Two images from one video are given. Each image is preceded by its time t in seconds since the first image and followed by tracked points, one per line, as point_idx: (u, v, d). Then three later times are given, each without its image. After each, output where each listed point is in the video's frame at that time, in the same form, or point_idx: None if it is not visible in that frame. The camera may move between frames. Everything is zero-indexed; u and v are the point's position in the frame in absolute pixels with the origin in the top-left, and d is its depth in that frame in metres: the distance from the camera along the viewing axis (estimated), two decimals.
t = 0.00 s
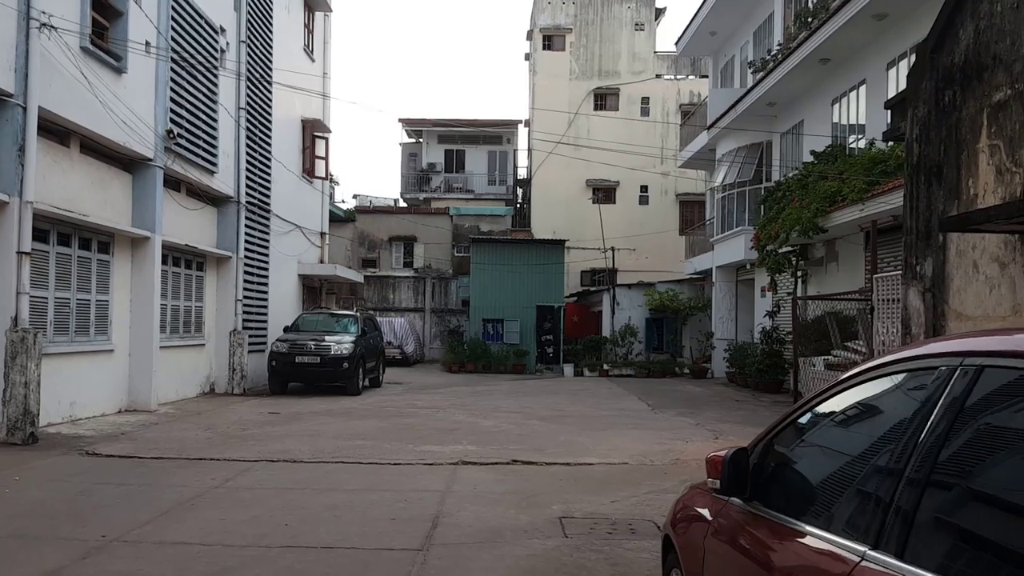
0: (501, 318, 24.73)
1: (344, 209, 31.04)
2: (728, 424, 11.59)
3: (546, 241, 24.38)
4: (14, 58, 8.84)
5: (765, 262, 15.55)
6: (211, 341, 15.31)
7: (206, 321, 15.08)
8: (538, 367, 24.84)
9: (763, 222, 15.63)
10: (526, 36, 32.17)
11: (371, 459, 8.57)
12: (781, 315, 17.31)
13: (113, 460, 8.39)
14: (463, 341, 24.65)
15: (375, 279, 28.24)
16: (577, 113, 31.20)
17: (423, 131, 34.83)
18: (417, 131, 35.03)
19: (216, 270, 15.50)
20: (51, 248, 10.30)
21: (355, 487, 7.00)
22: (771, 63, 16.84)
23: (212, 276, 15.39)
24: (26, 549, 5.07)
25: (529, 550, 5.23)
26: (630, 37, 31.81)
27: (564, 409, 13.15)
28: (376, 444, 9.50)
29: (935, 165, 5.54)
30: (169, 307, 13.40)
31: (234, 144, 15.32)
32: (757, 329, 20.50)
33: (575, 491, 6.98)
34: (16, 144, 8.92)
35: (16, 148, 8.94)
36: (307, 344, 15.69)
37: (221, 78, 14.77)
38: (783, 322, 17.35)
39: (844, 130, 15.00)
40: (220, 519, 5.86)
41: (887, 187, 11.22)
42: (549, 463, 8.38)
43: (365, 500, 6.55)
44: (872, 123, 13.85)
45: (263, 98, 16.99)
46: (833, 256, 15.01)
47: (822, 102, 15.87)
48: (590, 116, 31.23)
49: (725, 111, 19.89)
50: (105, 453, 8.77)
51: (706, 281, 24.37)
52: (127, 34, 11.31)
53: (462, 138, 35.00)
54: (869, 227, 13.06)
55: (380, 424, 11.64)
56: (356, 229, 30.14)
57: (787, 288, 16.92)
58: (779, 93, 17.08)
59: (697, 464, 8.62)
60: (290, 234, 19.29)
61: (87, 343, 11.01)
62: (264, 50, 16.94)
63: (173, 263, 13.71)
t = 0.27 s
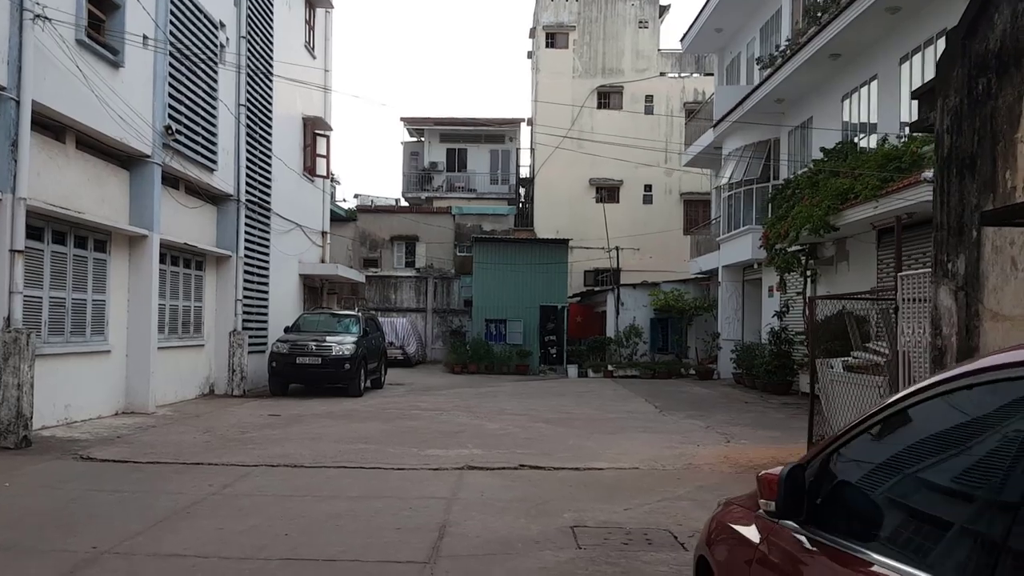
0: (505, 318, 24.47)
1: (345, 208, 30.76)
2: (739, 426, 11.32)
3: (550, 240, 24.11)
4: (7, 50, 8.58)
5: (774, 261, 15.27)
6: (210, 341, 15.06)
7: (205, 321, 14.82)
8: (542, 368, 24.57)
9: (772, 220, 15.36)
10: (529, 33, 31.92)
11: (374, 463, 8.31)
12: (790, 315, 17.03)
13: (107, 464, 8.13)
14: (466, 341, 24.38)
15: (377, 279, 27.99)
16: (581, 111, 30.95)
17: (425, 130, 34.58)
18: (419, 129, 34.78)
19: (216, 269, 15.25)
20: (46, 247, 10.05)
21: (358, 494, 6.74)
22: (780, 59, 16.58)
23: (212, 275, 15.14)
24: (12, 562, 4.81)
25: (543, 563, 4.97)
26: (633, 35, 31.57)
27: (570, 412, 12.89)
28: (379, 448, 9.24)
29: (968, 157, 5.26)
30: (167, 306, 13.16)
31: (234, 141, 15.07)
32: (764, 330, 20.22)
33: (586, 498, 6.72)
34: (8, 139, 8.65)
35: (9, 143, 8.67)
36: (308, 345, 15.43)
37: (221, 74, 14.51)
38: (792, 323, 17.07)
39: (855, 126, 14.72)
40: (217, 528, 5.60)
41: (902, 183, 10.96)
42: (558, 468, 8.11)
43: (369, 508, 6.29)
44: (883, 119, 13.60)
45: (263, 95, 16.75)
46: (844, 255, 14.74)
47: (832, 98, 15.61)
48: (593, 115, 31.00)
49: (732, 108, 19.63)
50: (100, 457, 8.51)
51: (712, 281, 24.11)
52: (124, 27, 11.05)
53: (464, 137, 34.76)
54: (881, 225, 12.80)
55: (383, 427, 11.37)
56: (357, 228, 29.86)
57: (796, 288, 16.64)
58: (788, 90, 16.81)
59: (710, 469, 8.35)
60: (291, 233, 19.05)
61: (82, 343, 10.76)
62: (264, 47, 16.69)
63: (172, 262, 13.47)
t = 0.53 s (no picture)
0: (507, 318, 24.20)
1: (346, 207, 30.49)
2: (748, 429, 11.05)
3: (553, 239, 23.84)
4: None
5: (782, 260, 14.98)
6: (207, 341, 14.81)
7: (203, 321, 14.57)
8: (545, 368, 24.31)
9: (779, 218, 15.09)
10: (532, 31, 31.65)
11: (374, 468, 8.04)
12: (797, 315, 16.74)
13: (97, 469, 7.86)
14: (468, 341, 24.11)
15: (378, 279, 27.73)
16: (584, 109, 30.69)
17: (426, 128, 34.31)
18: (420, 127, 34.51)
19: (213, 268, 15.00)
20: (37, 245, 9.79)
21: (356, 501, 6.46)
22: (787, 55, 16.30)
23: (210, 274, 14.90)
24: None
25: None
26: (637, 33, 31.32)
27: (574, 414, 12.61)
28: (379, 452, 8.97)
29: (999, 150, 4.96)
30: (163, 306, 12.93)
31: (232, 138, 14.80)
32: (770, 331, 19.94)
33: (594, 506, 6.43)
34: None
35: None
36: (307, 345, 15.17)
37: (218, 70, 14.23)
38: (799, 323, 16.79)
39: (865, 123, 14.43)
40: (208, 539, 5.34)
41: (915, 180, 10.68)
42: (563, 473, 7.84)
43: (368, 516, 6.02)
44: (894, 115, 13.32)
45: (262, 91, 16.49)
46: (853, 254, 14.47)
47: (841, 94, 15.33)
48: (596, 113, 30.75)
49: (738, 105, 19.35)
50: (91, 461, 8.24)
51: (717, 281, 23.84)
52: (118, 20, 10.80)
53: (466, 135, 34.49)
54: (893, 224, 12.52)
55: (383, 429, 11.10)
56: (358, 227, 29.58)
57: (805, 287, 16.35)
58: (796, 86, 16.53)
59: (721, 473, 8.08)
60: (290, 232, 18.79)
61: (75, 344, 10.51)
62: (263, 42, 16.43)
63: (168, 261, 13.22)
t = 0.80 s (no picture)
0: (508, 317, 23.94)
1: (346, 205, 30.25)
2: (754, 430, 10.79)
3: (554, 237, 23.59)
4: None
5: (788, 259, 14.72)
6: (203, 340, 14.58)
7: (198, 320, 14.35)
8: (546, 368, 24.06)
9: (785, 215, 14.84)
10: (533, 28, 31.38)
11: (370, 471, 7.79)
12: (803, 314, 16.46)
13: (84, 471, 7.63)
14: (468, 341, 23.86)
15: (378, 278, 27.51)
16: (585, 106, 30.43)
17: (427, 126, 34.06)
18: (420, 125, 34.26)
19: (209, 266, 14.77)
20: (25, 240, 9.55)
21: (351, 507, 6.22)
22: (793, 50, 16.03)
23: (205, 272, 14.68)
24: None
25: None
26: (639, 30, 31.04)
27: (577, 414, 12.37)
28: (376, 454, 8.72)
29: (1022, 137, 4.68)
30: (156, 304, 12.72)
31: (228, 134, 14.57)
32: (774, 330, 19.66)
33: (598, 511, 6.19)
34: None
35: None
36: (305, 344, 14.91)
37: (214, 64, 13.99)
38: (804, 322, 16.52)
39: (872, 118, 14.15)
40: (193, 547, 5.09)
41: (926, 176, 10.40)
42: (565, 476, 7.60)
43: (362, 522, 5.77)
44: (903, 110, 13.05)
45: (260, 87, 16.27)
46: (860, 252, 14.19)
47: (848, 89, 15.04)
48: (598, 110, 30.48)
49: (741, 101, 19.07)
50: (78, 463, 8.01)
51: (720, 280, 23.57)
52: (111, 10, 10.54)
53: (466, 133, 34.24)
54: (901, 220, 12.26)
55: (380, 430, 10.85)
56: (357, 225, 29.31)
57: (810, 286, 16.09)
58: (801, 82, 16.27)
59: (728, 477, 7.83)
60: (288, 230, 18.54)
61: (66, 343, 10.28)
62: (261, 37, 16.20)
63: (162, 258, 13.01)
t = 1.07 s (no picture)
0: (508, 317, 23.70)
1: (345, 204, 30.03)
2: (760, 433, 10.55)
3: (555, 237, 23.35)
4: None
5: (793, 258, 14.48)
6: (199, 340, 14.38)
7: (194, 320, 14.16)
8: (547, 369, 23.84)
9: (790, 214, 14.59)
10: (534, 26, 31.13)
11: (366, 476, 7.56)
12: (808, 314, 16.20)
13: (72, 476, 7.40)
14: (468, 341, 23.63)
15: (378, 277, 27.30)
16: (587, 105, 30.17)
17: (427, 125, 33.81)
18: (420, 124, 34.02)
19: (204, 265, 14.57)
20: (14, 239, 9.32)
21: (345, 515, 5.98)
22: (798, 47, 15.79)
23: (200, 272, 14.47)
24: None
25: None
26: (641, 28, 30.78)
27: (578, 416, 12.13)
28: (373, 458, 8.49)
29: None
30: (150, 304, 12.52)
31: (224, 131, 14.37)
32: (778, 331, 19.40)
33: (601, 520, 5.95)
34: None
35: None
36: (302, 345, 14.68)
37: (210, 60, 13.78)
38: (810, 323, 16.26)
39: (880, 116, 13.87)
40: (178, 558, 4.86)
41: (937, 173, 10.12)
42: (568, 481, 7.36)
43: (356, 531, 5.54)
44: (911, 107, 12.79)
45: (257, 83, 16.08)
46: (867, 251, 13.92)
47: (855, 86, 14.79)
48: (599, 109, 30.22)
49: (746, 99, 18.78)
50: (66, 467, 7.79)
51: (723, 280, 23.32)
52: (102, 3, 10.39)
53: (467, 132, 34.00)
54: (909, 219, 11.99)
55: (378, 433, 10.62)
56: (357, 225, 29.06)
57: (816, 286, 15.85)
58: (806, 79, 16.01)
59: (735, 482, 7.59)
60: (286, 229, 18.30)
61: (56, 343, 10.06)
62: (258, 33, 16.01)
63: (157, 257, 12.81)
